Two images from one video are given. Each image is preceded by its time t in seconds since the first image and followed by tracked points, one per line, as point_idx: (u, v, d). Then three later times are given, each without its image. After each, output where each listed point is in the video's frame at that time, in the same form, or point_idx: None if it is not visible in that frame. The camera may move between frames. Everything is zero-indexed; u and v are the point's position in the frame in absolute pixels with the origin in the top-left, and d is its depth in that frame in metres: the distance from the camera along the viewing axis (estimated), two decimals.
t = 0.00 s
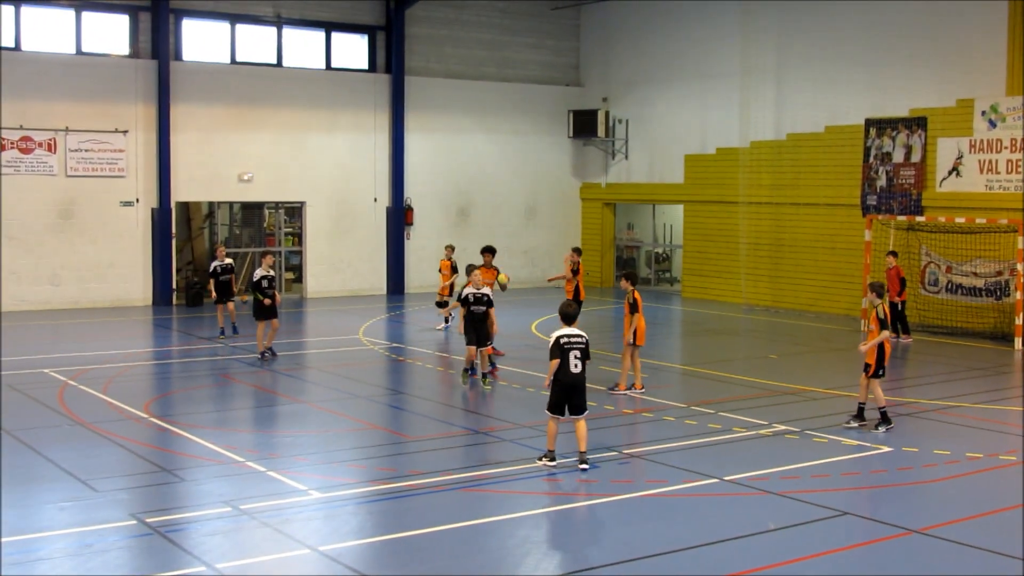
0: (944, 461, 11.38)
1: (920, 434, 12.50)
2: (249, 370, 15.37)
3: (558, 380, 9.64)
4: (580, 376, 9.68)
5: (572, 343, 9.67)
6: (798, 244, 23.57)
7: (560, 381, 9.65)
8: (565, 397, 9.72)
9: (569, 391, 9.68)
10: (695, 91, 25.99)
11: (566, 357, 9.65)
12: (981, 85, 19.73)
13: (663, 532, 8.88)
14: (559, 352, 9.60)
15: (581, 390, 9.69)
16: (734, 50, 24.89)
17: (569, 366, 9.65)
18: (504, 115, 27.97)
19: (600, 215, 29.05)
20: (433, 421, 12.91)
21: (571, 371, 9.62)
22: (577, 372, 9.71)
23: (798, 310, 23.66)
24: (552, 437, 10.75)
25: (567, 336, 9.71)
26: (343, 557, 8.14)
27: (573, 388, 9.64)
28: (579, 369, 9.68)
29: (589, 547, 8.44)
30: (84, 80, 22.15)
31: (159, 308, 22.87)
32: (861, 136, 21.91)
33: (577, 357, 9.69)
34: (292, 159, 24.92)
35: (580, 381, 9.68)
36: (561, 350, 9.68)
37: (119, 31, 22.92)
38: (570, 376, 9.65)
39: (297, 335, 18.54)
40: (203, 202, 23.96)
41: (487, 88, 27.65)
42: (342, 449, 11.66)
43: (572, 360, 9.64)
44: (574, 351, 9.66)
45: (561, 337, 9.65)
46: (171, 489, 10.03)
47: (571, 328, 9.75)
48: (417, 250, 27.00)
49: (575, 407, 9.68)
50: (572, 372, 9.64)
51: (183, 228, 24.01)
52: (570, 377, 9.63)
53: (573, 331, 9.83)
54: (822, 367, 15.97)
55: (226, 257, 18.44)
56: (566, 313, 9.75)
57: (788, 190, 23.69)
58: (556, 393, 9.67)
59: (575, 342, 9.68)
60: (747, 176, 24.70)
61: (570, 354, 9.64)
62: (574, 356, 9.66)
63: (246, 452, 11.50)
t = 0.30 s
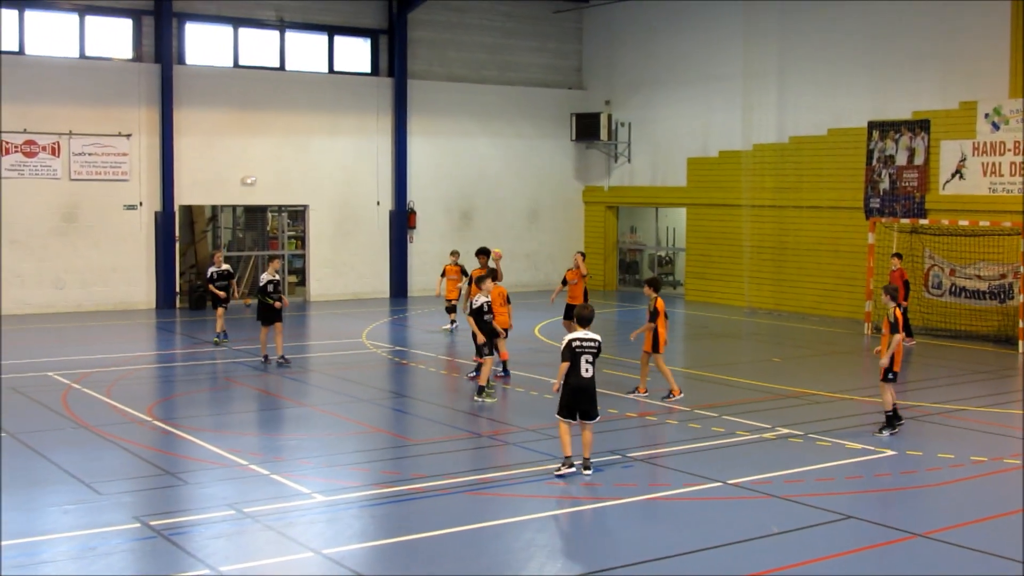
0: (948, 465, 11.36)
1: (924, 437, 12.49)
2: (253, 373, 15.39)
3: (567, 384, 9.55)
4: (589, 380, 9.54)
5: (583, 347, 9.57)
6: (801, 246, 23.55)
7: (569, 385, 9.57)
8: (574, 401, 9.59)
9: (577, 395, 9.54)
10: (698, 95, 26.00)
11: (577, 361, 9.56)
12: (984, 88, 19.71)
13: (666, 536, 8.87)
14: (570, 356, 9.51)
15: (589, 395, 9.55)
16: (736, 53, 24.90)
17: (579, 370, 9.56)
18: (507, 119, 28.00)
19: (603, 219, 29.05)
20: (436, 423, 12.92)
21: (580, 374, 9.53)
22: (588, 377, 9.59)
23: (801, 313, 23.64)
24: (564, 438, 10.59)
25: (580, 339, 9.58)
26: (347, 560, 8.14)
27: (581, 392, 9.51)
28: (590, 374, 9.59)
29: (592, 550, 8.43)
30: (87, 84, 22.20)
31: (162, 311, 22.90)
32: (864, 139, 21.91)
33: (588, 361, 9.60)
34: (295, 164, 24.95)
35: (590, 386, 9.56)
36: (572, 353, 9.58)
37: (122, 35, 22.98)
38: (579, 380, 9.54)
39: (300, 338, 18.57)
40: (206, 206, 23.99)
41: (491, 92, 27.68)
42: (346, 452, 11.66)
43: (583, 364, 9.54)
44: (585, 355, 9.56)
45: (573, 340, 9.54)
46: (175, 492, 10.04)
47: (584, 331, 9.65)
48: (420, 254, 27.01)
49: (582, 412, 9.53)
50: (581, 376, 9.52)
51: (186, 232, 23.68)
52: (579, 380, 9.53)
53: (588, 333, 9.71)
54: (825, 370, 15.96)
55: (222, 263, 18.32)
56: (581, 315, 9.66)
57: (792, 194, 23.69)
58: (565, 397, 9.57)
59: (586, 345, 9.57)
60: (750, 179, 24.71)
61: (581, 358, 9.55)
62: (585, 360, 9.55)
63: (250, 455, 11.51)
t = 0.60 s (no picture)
0: (956, 468, 11.34)
1: (932, 440, 12.46)
2: (260, 377, 15.42)
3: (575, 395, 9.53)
4: (597, 390, 9.49)
5: (587, 357, 9.52)
6: (808, 250, 23.51)
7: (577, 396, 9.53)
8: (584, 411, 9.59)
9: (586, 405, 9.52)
10: (705, 98, 25.99)
11: (583, 372, 9.53)
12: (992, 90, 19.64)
13: (674, 539, 8.85)
14: (575, 367, 9.51)
15: (597, 403, 9.51)
16: (743, 56, 24.87)
17: (586, 381, 9.50)
18: (514, 121, 28.01)
19: (610, 222, 29.03)
20: (443, 427, 12.93)
21: (586, 385, 9.46)
22: (596, 387, 9.53)
23: (808, 317, 23.60)
24: (582, 454, 10.30)
25: (584, 349, 9.56)
26: (356, 563, 8.15)
27: (588, 402, 9.48)
28: (597, 383, 9.51)
29: (602, 553, 8.43)
30: (95, 89, 22.26)
31: (170, 316, 22.95)
32: (872, 142, 21.88)
33: (594, 371, 9.52)
34: (303, 167, 24.98)
35: (599, 395, 9.49)
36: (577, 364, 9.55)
37: (130, 40, 23.03)
38: (586, 391, 9.49)
39: (307, 343, 18.59)
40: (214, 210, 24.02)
41: (497, 94, 27.68)
42: (354, 456, 11.67)
43: (588, 374, 9.48)
44: (591, 365, 9.52)
45: (577, 351, 9.52)
46: (183, 495, 10.05)
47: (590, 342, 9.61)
48: (427, 257, 27.02)
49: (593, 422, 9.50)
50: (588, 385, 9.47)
51: (193, 237, 24.04)
52: (586, 391, 9.48)
53: (594, 342, 9.66)
54: (832, 374, 15.93)
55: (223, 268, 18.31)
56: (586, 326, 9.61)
57: (799, 197, 23.66)
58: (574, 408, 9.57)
59: (590, 355, 9.53)
60: (758, 182, 24.69)
61: (586, 368, 9.51)
62: (591, 370, 9.49)
63: (259, 459, 11.52)
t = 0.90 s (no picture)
0: (964, 472, 11.31)
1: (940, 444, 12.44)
2: (268, 379, 15.44)
3: (586, 399, 9.53)
4: (608, 393, 9.50)
5: (597, 360, 9.51)
6: (816, 253, 23.49)
7: (587, 399, 9.52)
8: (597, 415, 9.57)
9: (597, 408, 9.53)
10: (713, 101, 25.98)
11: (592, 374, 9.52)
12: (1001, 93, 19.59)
13: (681, 542, 8.85)
14: (584, 371, 9.48)
15: (609, 406, 9.50)
16: (752, 59, 24.84)
17: (596, 383, 9.51)
18: (521, 124, 28.01)
19: (617, 225, 29.03)
20: (450, 430, 12.93)
21: (596, 387, 9.47)
22: (606, 389, 9.54)
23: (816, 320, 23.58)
24: (590, 458, 10.24)
25: (593, 351, 9.55)
26: (363, 565, 8.15)
27: (600, 405, 9.48)
28: (607, 386, 9.52)
29: (609, 556, 8.43)
30: (103, 90, 22.31)
31: (177, 317, 22.98)
32: (880, 144, 21.87)
33: (604, 373, 9.53)
34: (310, 169, 25.00)
35: (610, 398, 9.50)
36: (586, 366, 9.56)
37: (139, 43, 23.08)
38: (597, 394, 9.49)
39: (315, 345, 18.60)
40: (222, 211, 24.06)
41: (504, 96, 27.69)
42: (362, 458, 11.68)
43: (598, 377, 9.49)
44: (600, 368, 9.51)
45: (586, 354, 9.51)
46: (190, 497, 10.06)
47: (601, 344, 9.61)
48: (434, 259, 27.03)
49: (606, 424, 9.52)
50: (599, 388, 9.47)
51: (201, 239, 24.57)
52: (597, 393, 9.48)
53: (603, 344, 9.64)
54: (840, 377, 15.91)
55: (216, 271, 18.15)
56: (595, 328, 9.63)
57: (807, 199, 23.64)
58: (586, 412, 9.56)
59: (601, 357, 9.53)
60: (766, 185, 24.68)
61: (595, 371, 9.50)
62: (601, 373, 9.50)
63: (266, 460, 11.53)
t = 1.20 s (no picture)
0: (970, 474, 11.31)
1: (946, 446, 12.42)
2: (274, 382, 15.44)
3: (605, 403, 9.50)
4: (628, 398, 9.49)
5: (617, 364, 9.50)
6: (821, 255, 23.49)
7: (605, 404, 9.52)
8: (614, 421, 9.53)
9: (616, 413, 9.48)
10: (718, 103, 25.98)
11: (612, 379, 9.52)
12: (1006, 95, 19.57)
13: (687, 545, 8.84)
14: (605, 374, 9.49)
15: (628, 411, 9.48)
16: (757, 61, 24.82)
17: (615, 388, 9.50)
18: (526, 127, 28.02)
19: (623, 227, 29.03)
20: (456, 432, 12.92)
21: (615, 392, 9.47)
22: (625, 395, 9.53)
23: (822, 322, 23.58)
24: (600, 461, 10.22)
25: (615, 355, 9.56)
26: (370, 568, 8.15)
27: (619, 410, 9.46)
28: (626, 392, 9.52)
29: (615, 559, 8.43)
30: (109, 93, 22.33)
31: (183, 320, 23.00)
32: (885, 147, 21.87)
33: (623, 379, 9.52)
34: (315, 172, 25.02)
35: (629, 403, 9.49)
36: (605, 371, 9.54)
37: (144, 46, 23.10)
38: (616, 399, 9.47)
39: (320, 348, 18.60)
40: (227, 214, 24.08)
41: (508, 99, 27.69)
42: (368, 461, 11.68)
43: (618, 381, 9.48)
44: (620, 372, 9.51)
45: (608, 357, 9.52)
46: (196, 499, 10.07)
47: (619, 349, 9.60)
48: (440, 262, 27.05)
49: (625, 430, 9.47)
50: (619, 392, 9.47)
51: (208, 241, 24.54)
52: (616, 397, 9.47)
53: (624, 350, 9.64)
54: (846, 379, 15.90)
55: (204, 274, 18.06)
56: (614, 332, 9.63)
57: (812, 201, 23.65)
58: (604, 418, 9.50)
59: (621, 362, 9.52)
60: (771, 187, 24.68)
61: (616, 375, 9.51)
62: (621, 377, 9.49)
63: (272, 463, 11.54)
